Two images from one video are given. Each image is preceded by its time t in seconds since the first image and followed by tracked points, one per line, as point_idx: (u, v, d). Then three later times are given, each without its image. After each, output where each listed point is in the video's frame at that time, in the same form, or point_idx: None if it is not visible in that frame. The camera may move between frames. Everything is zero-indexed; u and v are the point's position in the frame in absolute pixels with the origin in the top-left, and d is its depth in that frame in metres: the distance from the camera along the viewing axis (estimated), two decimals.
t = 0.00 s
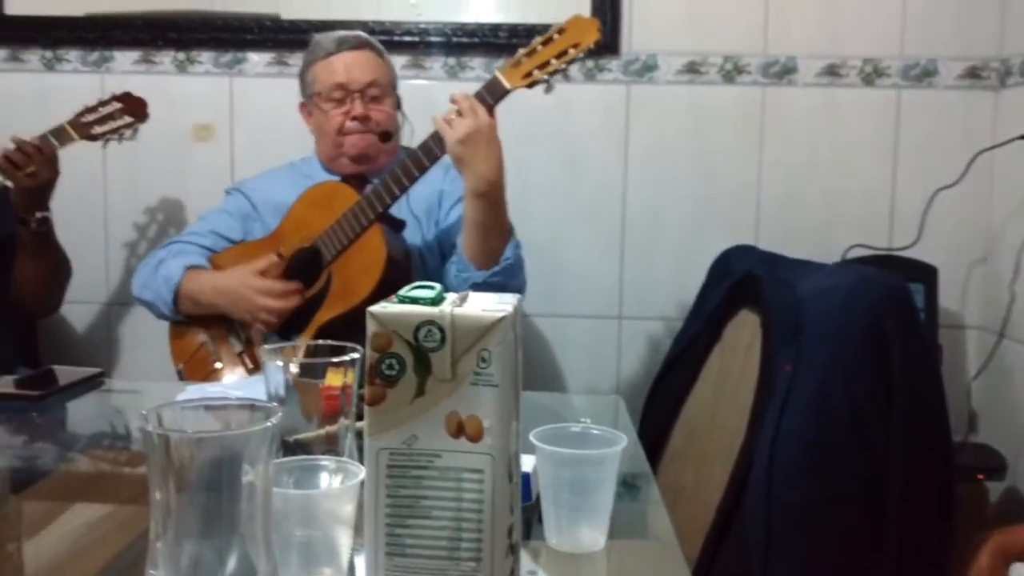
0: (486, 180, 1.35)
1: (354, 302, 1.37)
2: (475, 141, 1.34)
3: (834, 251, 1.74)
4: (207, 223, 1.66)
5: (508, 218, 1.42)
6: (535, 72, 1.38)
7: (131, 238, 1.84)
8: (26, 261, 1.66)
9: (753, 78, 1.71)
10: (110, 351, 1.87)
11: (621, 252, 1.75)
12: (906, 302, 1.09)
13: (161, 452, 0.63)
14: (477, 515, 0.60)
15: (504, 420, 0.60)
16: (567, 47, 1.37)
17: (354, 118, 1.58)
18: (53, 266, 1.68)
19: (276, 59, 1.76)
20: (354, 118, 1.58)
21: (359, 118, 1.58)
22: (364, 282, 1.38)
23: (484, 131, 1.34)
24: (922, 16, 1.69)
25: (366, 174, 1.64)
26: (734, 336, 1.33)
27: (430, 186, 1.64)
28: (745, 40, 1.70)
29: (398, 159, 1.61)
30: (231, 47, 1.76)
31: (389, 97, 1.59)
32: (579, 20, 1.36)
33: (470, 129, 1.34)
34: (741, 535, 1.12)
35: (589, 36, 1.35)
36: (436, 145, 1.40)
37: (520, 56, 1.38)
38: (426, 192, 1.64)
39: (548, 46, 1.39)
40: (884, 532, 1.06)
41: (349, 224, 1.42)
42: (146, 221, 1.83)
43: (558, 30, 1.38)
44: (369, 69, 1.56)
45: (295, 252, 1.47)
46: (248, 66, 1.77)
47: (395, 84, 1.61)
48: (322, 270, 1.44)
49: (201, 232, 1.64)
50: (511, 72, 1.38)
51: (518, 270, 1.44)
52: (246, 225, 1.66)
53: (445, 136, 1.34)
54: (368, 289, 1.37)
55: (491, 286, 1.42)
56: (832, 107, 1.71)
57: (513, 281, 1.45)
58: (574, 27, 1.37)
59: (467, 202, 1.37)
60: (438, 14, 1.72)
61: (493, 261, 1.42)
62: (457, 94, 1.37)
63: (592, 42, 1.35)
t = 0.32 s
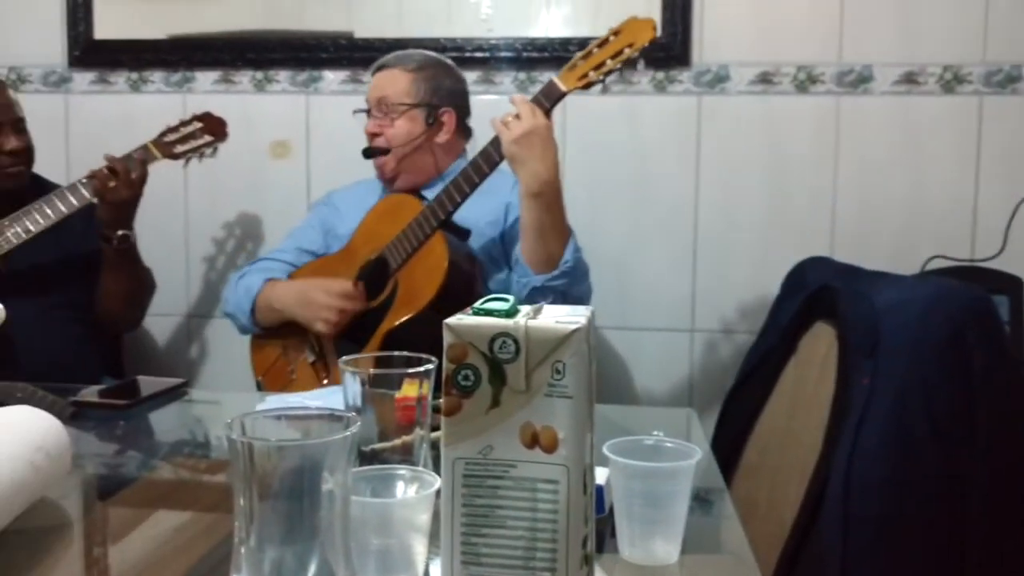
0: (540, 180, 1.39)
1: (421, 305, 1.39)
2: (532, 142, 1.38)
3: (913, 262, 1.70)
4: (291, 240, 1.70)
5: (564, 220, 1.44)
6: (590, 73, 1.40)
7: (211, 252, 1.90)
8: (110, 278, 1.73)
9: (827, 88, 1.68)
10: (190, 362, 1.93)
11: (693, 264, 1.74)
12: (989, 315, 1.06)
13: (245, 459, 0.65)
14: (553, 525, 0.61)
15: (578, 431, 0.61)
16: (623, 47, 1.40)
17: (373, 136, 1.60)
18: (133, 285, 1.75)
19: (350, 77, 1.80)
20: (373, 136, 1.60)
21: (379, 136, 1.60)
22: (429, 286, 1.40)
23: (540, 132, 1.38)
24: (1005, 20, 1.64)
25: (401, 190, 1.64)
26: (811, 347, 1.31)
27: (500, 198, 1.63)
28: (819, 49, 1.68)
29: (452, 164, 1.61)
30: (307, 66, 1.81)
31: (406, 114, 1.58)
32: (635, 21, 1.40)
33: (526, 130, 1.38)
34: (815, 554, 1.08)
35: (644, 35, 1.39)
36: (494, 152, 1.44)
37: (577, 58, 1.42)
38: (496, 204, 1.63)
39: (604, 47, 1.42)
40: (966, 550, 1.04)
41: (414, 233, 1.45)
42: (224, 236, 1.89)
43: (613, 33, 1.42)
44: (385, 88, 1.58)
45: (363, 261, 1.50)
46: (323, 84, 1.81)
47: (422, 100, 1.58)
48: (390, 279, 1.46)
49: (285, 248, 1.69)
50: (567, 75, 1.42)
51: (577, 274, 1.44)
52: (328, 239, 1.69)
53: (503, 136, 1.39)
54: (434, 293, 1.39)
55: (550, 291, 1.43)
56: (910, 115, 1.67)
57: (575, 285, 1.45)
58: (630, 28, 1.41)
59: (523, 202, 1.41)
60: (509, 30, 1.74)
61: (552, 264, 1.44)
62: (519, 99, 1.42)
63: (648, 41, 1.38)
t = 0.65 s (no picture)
0: (540, 167, 1.37)
1: (429, 301, 1.39)
2: (527, 131, 1.35)
3: (954, 264, 1.67)
4: (326, 244, 1.72)
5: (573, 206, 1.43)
6: (583, 53, 1.37)
7: (248, 253, 1.92)
8: (150, 278, 1.74)
9: (866, 88, 1.67)
10: (228, 362, 1.96)
11: (729, 267, 1.73)
12: None
13: (283, 458, 0.65)
14: (588, 525, 0.61)
15: (615, 433, 0.61)
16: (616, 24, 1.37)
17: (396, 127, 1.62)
18: (177, 291, 1.76)
19: (386, 81, 1.81)
20: (395, 129, 1.62)
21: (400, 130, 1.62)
22: (436, 282, 1.40)
23: (535, 119, 1.35)
24: None
25: (424, 184, 1.64)
26: (851, 349, 1.30)
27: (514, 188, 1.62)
28: (858, 49, 1.67)
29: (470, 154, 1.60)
30: (344, 70, 1.83)
31: (425, 107, 1.59)
32: None
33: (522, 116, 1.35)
34: (854, 558, 1.07)
35: (636, 10, 1.35)
36: (496, 141, 1.41)
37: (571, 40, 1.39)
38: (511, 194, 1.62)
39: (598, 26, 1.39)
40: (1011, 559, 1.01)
41: (424, 228, 1.44)
42: (262, 238, 1.91)
43: (608, 10, 1.38)
44: (409, 83, 1.60)
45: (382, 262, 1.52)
46: (360, 87, 1.83)
47: (444, 94, 1.58)
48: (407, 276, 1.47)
49: (320, 253, 1.71)
50: (563, 57, 1.39)
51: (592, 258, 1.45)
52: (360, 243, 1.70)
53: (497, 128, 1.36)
54: (439, 288, 1.39)
55: (568, 279, 1.45)
56: (951, 115, 1.65)
57: (591, 271, 1.46)
58: (622, 4, 1.36)
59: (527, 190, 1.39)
60: (544, 32, 1.74)
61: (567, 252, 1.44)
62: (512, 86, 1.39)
63: (640, 16, 1.34)
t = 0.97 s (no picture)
0: (557, 151, 1.37)
1: (439, 298, 1.40)
2: (539, 118, 1.36)
3: (974, 266, 1.66)
4: (332, 258, 1.73)
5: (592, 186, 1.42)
6: (583, 45, 1.39)
7: (268, 256, 1.93)
8: (168, 281, 1.75)
9: (885, 90, 1.66)
10: (247, 364, 1.97)
11: (747, 269, 1.73)
12: None
13: (303, 458, 0.66)
14: (607, 525, 0.61)
15: (634, 434, 0.61)
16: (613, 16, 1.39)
17: (397, 145, 1.62)
18: (192, 289, 1.77)
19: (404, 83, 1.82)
20: (397, 144, 1.62)
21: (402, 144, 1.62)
22: (445, 280, 1.40)
23: (545, 107, 1.36)
24: None
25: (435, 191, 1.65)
26: (869, 351, 1.31)
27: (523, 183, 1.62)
28: (877, 50, 1.66)
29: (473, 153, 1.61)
30: (362, 72, 1.84)
31: (424, 116, 1.59)
32: None
33: (532, 108, 1.36)
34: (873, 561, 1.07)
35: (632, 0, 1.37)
36: (501, 136, 1.41)
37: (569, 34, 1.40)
38: (521, 189, 1.61)
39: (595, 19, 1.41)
40: None
41: (432, 228, 1.44)
42: (282, 240, 1.92)
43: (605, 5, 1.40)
44: (399, 98, 1.60)
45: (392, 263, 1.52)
46: (378, 90, 1.84)
47: (438, 101, 1.59)
48: (417, 275, 1.47)
49: (326, 267, 1.72)
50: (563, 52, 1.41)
51: (614, 237, 1.43)
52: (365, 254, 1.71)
53: (508, 124, 1.38)
54: (449, 285, 1.39)
55: (592, 260, 1.43)
56: (971, 116, 1.64)
57: (614, 250, 1.44)
58: None
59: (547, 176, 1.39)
60: (561, 34, 1.75)
61: (589, 232, 1.43)
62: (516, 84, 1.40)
63: (638, 6, 1.36)
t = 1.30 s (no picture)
0: (570, 157, 1.37)
1: (456, 300, 1.41)
2: (552, 125, 1.37)
3: (991, 268, 1.65)
4: (336, 267, 1.74)
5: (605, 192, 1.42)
6: (599, 49, 1.39)
7: (285, 258, 1.94)
8: (192, 285, 1.77)
9: (900, 91, 1.65)
10: (263, 365, 1.98)
11: (761, 271, 1.72)
12: None
13: (320, 458, 0.66)
14: (621, 527, 0.61)
15: (648, 435, 0.61)
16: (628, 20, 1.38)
17: (408, 154, 1.62)
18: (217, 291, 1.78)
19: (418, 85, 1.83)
20: (408, 153, 1.62)
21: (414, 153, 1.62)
22: (462, 281, 1.41)
23: (558, 114, 1.37)
24: None
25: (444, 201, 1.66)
26: (884, 353, 1.31)
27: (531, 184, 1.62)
28: (892, 51, 1.65)
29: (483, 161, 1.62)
30: (377, 74, 1.84)
31: (437, 126, 1.60)
32: None
33: (547, 113, 1.37)
34: (888, 562, 1.07)
35: (647, 5, 1.36)
36: (518, 138, 1.42)
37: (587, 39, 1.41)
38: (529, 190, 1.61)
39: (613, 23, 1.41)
40: None
41: (448, 230, 1.45)
42: (298, 243, 1.93)
43: (619, 8, 1.40)
44: (411, 106, 1.60)
45: (404, 266, 1.52)
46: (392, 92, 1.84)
47: (449, 111, 1.60)
48: (432, 278, 1.48)
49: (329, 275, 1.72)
50: (579, 56, 1.42)
51: (625, 242, 1.44)
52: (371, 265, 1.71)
53: (525, 128, 1.39)
54: (467, 287, 1.40)
55: (603, 264, 1.44)
56: (987, 117, 1.63)
57: (624, 254, 1.45)
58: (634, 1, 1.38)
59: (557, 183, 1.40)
60: (575, 36, 1.75)
61: (600, 238, 1.43)
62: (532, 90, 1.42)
63: (650, 10, 1.36)
